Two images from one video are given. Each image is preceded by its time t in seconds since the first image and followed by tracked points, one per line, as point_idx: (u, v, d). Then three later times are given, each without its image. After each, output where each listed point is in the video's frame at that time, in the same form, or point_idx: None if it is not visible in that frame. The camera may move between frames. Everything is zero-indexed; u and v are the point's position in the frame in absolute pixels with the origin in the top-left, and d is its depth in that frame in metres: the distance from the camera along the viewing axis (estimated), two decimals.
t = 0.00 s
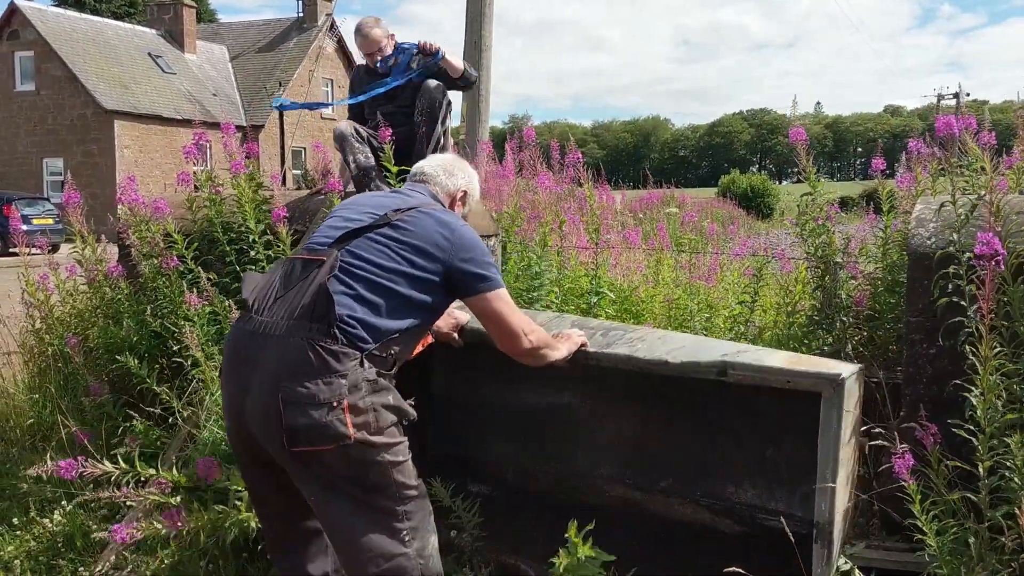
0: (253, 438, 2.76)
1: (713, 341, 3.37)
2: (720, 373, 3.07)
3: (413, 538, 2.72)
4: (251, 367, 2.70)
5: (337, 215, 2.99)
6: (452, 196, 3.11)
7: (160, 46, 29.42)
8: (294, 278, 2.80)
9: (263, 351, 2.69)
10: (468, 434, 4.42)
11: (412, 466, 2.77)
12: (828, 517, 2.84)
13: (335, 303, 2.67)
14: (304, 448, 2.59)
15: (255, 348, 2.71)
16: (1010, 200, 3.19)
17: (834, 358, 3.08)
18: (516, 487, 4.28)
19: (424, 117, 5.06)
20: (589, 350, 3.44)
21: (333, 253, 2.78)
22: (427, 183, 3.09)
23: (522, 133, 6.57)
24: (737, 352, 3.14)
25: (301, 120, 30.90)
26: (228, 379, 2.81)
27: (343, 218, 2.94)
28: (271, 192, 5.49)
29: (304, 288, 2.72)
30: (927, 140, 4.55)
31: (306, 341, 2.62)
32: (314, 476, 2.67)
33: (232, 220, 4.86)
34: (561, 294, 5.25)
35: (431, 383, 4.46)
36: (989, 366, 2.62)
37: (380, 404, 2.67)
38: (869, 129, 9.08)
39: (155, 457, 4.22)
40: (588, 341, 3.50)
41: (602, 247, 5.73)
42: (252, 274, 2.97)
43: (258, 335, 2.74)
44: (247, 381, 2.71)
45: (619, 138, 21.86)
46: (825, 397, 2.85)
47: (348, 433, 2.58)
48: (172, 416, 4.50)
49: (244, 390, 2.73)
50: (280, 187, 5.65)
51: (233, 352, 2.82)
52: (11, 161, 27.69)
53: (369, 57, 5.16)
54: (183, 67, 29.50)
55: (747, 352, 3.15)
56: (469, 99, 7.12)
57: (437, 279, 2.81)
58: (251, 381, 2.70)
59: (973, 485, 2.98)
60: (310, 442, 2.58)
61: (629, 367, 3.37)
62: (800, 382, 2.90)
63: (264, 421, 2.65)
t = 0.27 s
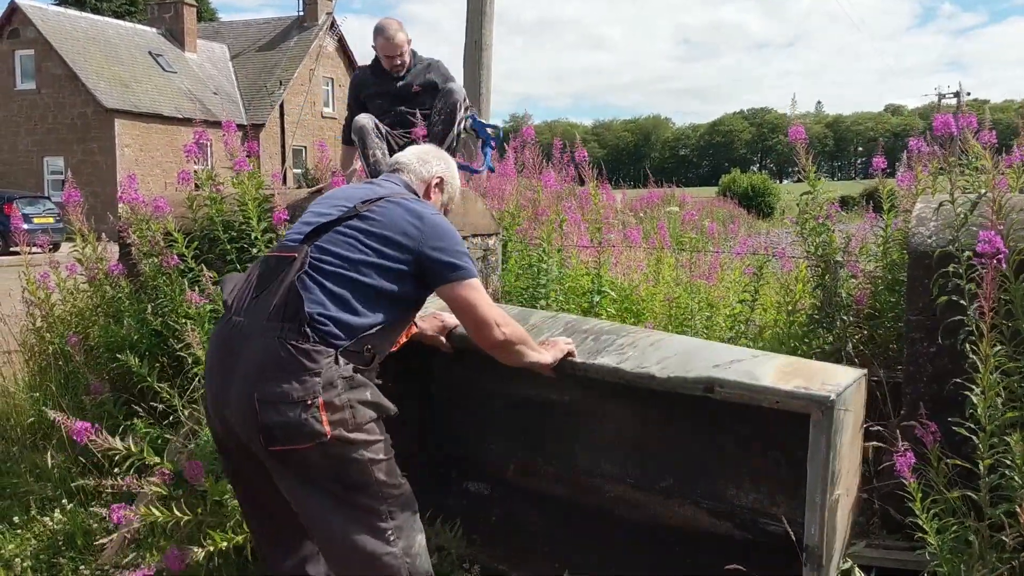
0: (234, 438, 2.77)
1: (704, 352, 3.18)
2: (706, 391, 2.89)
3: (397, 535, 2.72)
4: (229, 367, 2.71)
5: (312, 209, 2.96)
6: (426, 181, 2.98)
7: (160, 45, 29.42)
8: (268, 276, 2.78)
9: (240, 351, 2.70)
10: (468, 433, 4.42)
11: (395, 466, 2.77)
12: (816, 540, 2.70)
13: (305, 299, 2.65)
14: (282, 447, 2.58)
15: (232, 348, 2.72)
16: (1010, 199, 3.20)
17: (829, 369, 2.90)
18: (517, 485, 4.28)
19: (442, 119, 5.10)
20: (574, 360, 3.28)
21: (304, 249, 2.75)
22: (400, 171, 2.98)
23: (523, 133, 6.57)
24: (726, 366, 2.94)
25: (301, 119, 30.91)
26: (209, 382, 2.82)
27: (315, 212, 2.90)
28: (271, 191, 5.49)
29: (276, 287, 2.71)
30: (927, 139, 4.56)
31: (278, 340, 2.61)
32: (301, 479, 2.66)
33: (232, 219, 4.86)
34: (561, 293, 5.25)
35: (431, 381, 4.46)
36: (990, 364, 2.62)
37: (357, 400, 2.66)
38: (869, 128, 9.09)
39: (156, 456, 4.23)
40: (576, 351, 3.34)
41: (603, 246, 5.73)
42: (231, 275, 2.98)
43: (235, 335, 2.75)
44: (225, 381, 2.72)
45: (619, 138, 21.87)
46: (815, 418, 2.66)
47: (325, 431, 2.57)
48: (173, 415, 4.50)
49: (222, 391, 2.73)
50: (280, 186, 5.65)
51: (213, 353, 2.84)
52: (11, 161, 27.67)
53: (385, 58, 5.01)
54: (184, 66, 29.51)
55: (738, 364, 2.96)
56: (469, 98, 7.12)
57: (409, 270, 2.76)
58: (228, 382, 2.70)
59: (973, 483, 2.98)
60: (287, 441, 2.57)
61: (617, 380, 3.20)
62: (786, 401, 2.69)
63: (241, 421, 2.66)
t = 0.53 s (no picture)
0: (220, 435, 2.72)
1: (698, 372, 2.90)
2: (690, 417, 2.64)
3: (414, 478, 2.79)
4: (204, 366, 2.67)
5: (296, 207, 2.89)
6: (414, 179, 2.90)
7: (161, 44, 29.44)
8: (241, 274, 2.73)
9: (213, 350, 2.65)
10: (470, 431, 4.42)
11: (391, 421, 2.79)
12: None
13: (271, 296, 2.57)
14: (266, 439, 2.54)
15: (207, 348, 2.68)
16: (1013, 198, 3.20)
17: (821, 389, 2.67)
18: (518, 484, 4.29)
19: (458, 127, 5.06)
20: (559, 384, 3.05)
21: (275, 246, 2.67)
22: (390, 171, 2.89)
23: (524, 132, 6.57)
24: (712, 392, 2.68)
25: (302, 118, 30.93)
26: (189, 379, 2.80)
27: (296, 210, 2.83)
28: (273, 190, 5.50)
29: (246, 284, 2.64)
30: (929, 138, 4.56)
31: (245, 337, 2.54)
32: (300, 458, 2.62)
33: (234, 218, 4.87)
34: (563, 292, 5.25)
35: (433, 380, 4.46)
36: (992, 362, 2.62)
37: (334, 384, 2.58)
38: (869, 127, 9.11)
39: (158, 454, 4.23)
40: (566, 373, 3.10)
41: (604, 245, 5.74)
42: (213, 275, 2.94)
43: (209, 335, 2.70)
44: (201, 380, 2.68)
45: (620, 138, 21.89)
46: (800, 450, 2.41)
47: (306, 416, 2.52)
48: (175, 414, 4.51)
49: (199, 390, 2.69)
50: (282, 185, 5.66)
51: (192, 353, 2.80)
52: (13, 160, 27.70)
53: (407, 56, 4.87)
54: (185, 65, 29.53)
55: (726, 390, 2.69)
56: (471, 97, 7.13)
57: (382, 268, 2.64)
58: (204, 380, 2.66)
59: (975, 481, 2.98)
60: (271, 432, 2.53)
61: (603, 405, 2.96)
62: (771, 432, 2.46)
63: (220, 418, 2.62)
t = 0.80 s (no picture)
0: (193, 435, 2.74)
1: (691, 385, 2.79)
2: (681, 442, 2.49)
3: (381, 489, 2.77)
4: (181, 365, 2.68)
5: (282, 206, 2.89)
6: (406, 180, 2.88)
7: (162, 44, 29.43)
8: (222, 272, 2.73)
9: (190, 348, 2.66)
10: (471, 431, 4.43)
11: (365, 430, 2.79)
12: None
13: (247, 297, 2.57)
14: (236, 440, 2.55)
15: (184, 346, 2.69)
16: (1013, 197, 3.21)
17: (819, 408, 2.56)
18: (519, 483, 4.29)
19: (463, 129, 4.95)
20: (550, 401, 2.92)
21: (255, 246, 2.67)
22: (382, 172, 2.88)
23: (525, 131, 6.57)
24: (704, 410, 2.57)
25: (302, 117, 30.93)
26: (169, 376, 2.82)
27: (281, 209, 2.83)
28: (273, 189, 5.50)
29: (224, 284, 2.64)
30: (929, 137, 4.56)
31: (221, 337, 2.55)
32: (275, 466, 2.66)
33: (235, 217, 4.87)
34: (564, 291, 5.26)
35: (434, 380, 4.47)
36: (992, 362, 2.63)
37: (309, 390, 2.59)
38: (870, 127, 9.12)
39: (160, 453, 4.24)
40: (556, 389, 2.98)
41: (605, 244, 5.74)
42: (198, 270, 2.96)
43: (187, 332, 2.71)
44: (178, 377, 2.69)
45: (620, 137, 21.91)
46: (792, 480, 2.28)
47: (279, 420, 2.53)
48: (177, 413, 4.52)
49: (176, 388, 2.71)
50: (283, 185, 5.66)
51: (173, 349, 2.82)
52: (14, 159, 27.71)
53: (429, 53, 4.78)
54: (185, 65, 29.53)
55: (719, 406, 2.58)
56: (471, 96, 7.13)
57: (360, 272, 2.62)
58: (180, 377, 2.67)
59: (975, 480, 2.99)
60: (241, 432, 2.54)
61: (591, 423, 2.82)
62: (763, 461, 2.33)
63: (193, 418, 2.63)
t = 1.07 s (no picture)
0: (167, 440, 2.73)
1: (688, 385, 2.81)
2: (678, 442, 2.50)
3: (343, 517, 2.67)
4: (159, 368, 2.69)
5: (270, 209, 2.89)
6: (394, 185, 2.88)
7: (161, 44, 29.42)
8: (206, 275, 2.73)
9: (168, 351, 2.66)
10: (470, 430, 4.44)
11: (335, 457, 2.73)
12: None
13: (229, 300, 2.57)
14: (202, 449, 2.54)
15: (164, 349, 2.70)
16: (1011, 197, 3.22)
17: (817, 404, 2.58)
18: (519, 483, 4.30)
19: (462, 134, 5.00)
20: (547, 401, 2.91)
21: (241, 249, 2.67)
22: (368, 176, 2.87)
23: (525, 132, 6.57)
24: (701, 410, 2.58)
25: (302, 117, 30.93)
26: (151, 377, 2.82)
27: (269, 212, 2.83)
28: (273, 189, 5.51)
29: (207, 287, 2.64)
30: (928, 137, 4.57)
31: (197, 343, 2.54)
32: (243, 481, 2.61)
33: (235, 217, 4.88)
34: (564, 291, 5.27)
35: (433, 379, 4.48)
36: (990, 361, 2.64)
37: (280, 404, 2.56)
38: (870, 126, 9.12)
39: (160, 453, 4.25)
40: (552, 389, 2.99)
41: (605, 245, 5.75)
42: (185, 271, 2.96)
43: (168, 335, 2.71)
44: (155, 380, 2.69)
45: (619, 137, 21.94)
46: (788, 480, 2.28)
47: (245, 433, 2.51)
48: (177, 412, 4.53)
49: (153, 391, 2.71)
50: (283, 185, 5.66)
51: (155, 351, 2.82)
52: (13, 159, 27.71)
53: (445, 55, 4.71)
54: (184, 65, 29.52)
55: (715, 406, 2.59)
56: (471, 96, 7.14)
57: (348, 275, 2.63)
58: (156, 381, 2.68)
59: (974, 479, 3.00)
60: (208, 441, 2.52)
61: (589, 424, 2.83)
62: (759, 462, 2.33)
63: (166, 423, 2.62)
